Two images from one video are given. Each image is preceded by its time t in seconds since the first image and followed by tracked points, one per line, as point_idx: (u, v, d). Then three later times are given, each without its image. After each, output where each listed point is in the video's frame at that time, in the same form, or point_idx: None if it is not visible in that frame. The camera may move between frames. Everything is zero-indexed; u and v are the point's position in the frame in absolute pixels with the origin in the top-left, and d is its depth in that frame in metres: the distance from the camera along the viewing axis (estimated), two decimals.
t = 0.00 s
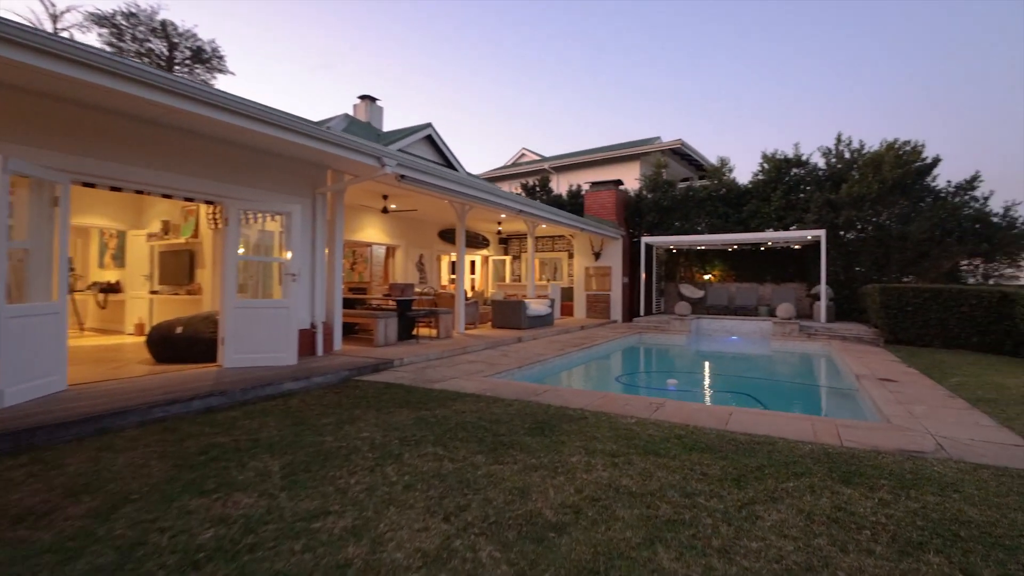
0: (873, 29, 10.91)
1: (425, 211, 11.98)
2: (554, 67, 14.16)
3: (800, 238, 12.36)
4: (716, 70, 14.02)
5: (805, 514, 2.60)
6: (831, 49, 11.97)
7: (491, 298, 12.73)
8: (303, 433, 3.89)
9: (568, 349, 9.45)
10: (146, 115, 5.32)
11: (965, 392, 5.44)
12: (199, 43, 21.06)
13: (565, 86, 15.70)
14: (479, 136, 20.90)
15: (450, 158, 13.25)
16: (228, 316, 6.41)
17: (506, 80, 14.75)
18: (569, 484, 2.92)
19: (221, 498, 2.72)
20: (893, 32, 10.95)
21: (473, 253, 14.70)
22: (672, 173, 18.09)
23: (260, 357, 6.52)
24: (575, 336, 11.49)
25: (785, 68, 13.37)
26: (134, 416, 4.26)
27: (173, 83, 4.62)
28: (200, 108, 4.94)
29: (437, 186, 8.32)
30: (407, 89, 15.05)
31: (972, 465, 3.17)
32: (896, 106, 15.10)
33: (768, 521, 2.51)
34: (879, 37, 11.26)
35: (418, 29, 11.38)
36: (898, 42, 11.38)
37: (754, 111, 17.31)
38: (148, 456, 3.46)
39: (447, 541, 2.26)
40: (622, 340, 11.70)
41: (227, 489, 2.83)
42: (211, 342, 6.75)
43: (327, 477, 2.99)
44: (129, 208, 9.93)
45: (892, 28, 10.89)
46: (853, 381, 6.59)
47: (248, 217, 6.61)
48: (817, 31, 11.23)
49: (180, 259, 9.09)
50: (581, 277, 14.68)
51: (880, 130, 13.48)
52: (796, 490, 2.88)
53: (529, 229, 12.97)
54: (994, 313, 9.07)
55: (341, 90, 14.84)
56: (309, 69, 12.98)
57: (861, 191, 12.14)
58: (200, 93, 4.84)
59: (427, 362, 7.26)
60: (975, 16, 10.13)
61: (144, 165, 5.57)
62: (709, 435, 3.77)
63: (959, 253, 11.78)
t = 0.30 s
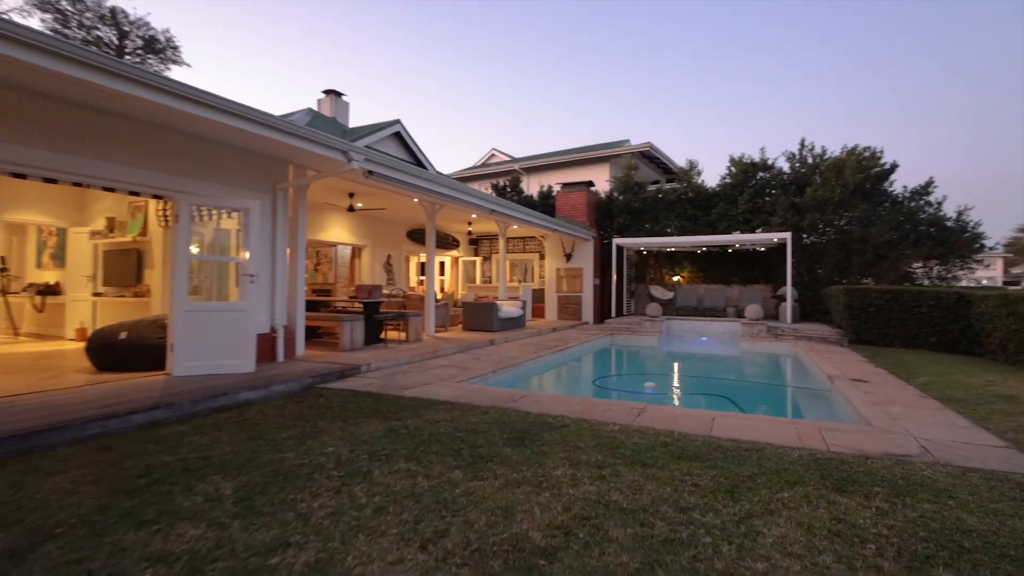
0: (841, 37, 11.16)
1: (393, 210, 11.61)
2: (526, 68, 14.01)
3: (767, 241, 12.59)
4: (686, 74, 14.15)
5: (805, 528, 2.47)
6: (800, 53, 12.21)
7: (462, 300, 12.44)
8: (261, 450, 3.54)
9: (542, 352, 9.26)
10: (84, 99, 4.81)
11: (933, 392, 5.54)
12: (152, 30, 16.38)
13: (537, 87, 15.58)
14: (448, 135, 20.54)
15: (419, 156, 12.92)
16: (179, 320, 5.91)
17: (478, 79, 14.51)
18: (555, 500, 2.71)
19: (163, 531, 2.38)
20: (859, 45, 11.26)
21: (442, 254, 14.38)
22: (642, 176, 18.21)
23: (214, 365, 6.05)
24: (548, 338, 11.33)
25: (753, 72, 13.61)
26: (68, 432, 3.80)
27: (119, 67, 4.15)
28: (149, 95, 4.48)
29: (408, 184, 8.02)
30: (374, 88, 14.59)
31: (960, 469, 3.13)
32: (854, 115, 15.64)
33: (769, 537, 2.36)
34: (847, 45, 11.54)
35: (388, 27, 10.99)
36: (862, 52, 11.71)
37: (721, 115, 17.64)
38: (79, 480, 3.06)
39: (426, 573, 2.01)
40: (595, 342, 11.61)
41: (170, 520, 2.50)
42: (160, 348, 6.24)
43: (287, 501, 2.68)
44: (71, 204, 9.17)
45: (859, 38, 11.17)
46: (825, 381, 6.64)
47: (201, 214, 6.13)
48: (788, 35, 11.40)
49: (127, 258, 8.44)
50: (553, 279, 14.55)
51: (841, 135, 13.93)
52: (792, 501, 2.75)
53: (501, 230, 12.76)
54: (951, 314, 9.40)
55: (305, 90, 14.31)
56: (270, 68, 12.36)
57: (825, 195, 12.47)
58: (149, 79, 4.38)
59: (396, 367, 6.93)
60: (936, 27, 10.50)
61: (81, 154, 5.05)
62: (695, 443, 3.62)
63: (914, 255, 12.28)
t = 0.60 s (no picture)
0: (807, 49, 11.35)
1: (358, 207, 11.18)
2: (498, 69, 13.77)
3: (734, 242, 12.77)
4: (657, 77, 14.18)
5: (808, 542, 2.34)
6: (762, 62, 12.41)
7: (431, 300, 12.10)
8: (213, 470, 3.18)
9: (514, 353, 9.05)
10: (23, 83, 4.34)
11: (903, 390, 5.62)
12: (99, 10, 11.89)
13: (508, 87, 15.38)
14: (416, 133, 20.05)
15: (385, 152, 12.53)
16: (123, 324, 5.39)
17: (448, 79, 14.18)
18: (544, 520, 2.49)
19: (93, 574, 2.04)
20: (824, 54, 11.54)
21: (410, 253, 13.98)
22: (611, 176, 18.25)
23: (161, 372, 5.55)
24: (519, 339, 11.14)
25: (720, 79, 13.78)
26: None
27: (56, 43, 3.68)
28: (92, 77, 4.02)
29: (376, 179, 7.67)
30: (338, 84, 14.03)
31: (949, 471, 3.09)
32: (815, 121, 16.09)
33: (774, 554, 2.22)
34: (813, 56, 11.76)
35: (353, 22, 10.49)
36: (824, 61, 11.97)
37: (688, 118, 17.85)
38: None
39: None
40: (568, 343, 11.48)
41: (103, 559, 2.15)
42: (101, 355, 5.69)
43: (243, 531, 2.36)
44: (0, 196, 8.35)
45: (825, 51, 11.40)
46: (798, 380, 6.68)
47: (149, 209, 5.62)
48: (753, 47, 11.57)
49: (64, 255, 7.74)
50: (523, 278, 14.37)
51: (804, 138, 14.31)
52: (790, 511, 2.63)
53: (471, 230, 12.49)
54: (909, 312, 9.73)
55: (266, 83, 13.63)
56: (226, 62, 11.66)
57: (790, 197, 12.75)
58: (92, 59, 3.93)
59: (363, 372, 6.58)
60: (896, 40, 10.81)
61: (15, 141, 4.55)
62: (683, 450, 3.47)
63: (871, 256, 12.72)
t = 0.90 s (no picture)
0: (776, 55, 11.54)
1: (322, 203, 10.71)
2: (469, 66, 13.49)
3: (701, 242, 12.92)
4: (634, 77, 14.12)
5: (812, 555, 2.22)
6: (731, 67, 12.60)
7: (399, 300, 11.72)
8: (157, 494, 2.82)
9: (487, 354, 8.82)
10: None
11: (874, 388, 5.71)
12: None
13: (478, 86, 15.11)
14: (382, 129, 19.51)
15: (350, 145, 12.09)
16: (58, 328, 4.85)
17: (417, 76, 13.79)
18: (534, 541, 2.28)
19: None
20: (790, 61, 11.79)
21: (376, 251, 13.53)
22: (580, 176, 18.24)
23: (102, 381, 5.03)
24: (490, 340, 10.92)
25: (688, 82, 13.91)
26: None
27: None
28: (23, 52, 3.55)
29: (341, 173, 7.29)
30: (301, 76, 13.44)
31: (937, 472, 3.06)
32: (778, 125, 16.53)
33: (782, 571, 2.08)
34: (782, 63, 11.96)
35: (317, 12, 9.99)
36: (801, 69, 12.13)
37: (657, 120, 18.03)
38: None
39: None
40: (540, 343, 11.32)
41: None
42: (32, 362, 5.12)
43: (191, 569, 2.06)
44: None
45: (793, 57, 11.61)
46: (770, 379, 6.72)
47: (88, 202, 5.10)
48: (737, 51, 11.59)
49: None
50: (493, 278, 14.14)
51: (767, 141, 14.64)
52: (789, 521, 2.51)
53: (440, 228, 12.18)
54: (869, 311, 10.04)
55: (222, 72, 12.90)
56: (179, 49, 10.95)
57: (755, 198, 13.00)
58: (24, 32, 3.47)
59: (328, 377, 6.22)
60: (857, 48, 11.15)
61: None
62: (671, 457, 3.33)
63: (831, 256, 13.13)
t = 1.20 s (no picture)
0: (754, 54, 11.65)
1: (289, 200, 10.27)
2: (443, 65, 13.25)
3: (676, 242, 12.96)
4: (610, 77, 14.11)
5: (825, 572, 2.08)
6: (739, 68, 12.51)
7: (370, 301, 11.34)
8: (100, 523, 2.50)
9: (463, 357, 8.57)
10: None
11: (852, 388, 5.74)
12: None
13: (454, 84, 14.88)
14: (352, 127, 19.03)
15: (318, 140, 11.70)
16: None
17: (390, 73, 13.47)
18: (530, 567, 2.07)
19: None
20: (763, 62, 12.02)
21: (346, 251, 13.11)
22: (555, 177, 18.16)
23: (43, 393, 4.54)
24: (466, 342, 10.67)
25: (664, 81, 13.96)
26: None
27: None
28: None
29: (310, 168, 6.94)
30: (267, 70, 12.92)
31: (934, 476, 2.99)
32: (749, 128, 16.85)
33: None
34: (759, 63, 12.09)
35: (286, 3, 9.55)
36: (804, 69, 12.13)
37: (630, 121, 18.12)
38: None
39: None
40: (517, 345, 11.12)
41: None
42: None
43: None
44: None
45: (770, 58, 11.75)
46: (750, 379, 6.69)
47: (28, 195, 4.64)
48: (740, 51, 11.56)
49: None
50: (468, 278, 13.88)
51: (739, 144, 14.85)
52: (794, 534, 2.38)
53: (413, 228, 11.86)
54: (839, 310, 10.24)
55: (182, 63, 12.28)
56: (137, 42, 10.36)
57: (729, 199, 13.15)
58: None
59: (295, 384, 5.87)
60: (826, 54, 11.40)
61: None
62: (664, 465, 3.17)
63: (801, 256, 13.39)
